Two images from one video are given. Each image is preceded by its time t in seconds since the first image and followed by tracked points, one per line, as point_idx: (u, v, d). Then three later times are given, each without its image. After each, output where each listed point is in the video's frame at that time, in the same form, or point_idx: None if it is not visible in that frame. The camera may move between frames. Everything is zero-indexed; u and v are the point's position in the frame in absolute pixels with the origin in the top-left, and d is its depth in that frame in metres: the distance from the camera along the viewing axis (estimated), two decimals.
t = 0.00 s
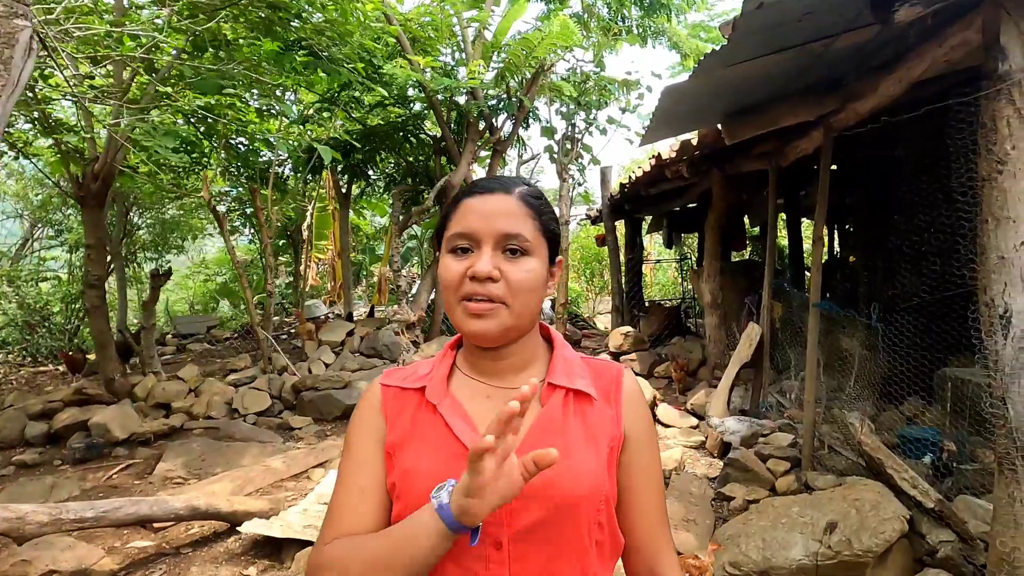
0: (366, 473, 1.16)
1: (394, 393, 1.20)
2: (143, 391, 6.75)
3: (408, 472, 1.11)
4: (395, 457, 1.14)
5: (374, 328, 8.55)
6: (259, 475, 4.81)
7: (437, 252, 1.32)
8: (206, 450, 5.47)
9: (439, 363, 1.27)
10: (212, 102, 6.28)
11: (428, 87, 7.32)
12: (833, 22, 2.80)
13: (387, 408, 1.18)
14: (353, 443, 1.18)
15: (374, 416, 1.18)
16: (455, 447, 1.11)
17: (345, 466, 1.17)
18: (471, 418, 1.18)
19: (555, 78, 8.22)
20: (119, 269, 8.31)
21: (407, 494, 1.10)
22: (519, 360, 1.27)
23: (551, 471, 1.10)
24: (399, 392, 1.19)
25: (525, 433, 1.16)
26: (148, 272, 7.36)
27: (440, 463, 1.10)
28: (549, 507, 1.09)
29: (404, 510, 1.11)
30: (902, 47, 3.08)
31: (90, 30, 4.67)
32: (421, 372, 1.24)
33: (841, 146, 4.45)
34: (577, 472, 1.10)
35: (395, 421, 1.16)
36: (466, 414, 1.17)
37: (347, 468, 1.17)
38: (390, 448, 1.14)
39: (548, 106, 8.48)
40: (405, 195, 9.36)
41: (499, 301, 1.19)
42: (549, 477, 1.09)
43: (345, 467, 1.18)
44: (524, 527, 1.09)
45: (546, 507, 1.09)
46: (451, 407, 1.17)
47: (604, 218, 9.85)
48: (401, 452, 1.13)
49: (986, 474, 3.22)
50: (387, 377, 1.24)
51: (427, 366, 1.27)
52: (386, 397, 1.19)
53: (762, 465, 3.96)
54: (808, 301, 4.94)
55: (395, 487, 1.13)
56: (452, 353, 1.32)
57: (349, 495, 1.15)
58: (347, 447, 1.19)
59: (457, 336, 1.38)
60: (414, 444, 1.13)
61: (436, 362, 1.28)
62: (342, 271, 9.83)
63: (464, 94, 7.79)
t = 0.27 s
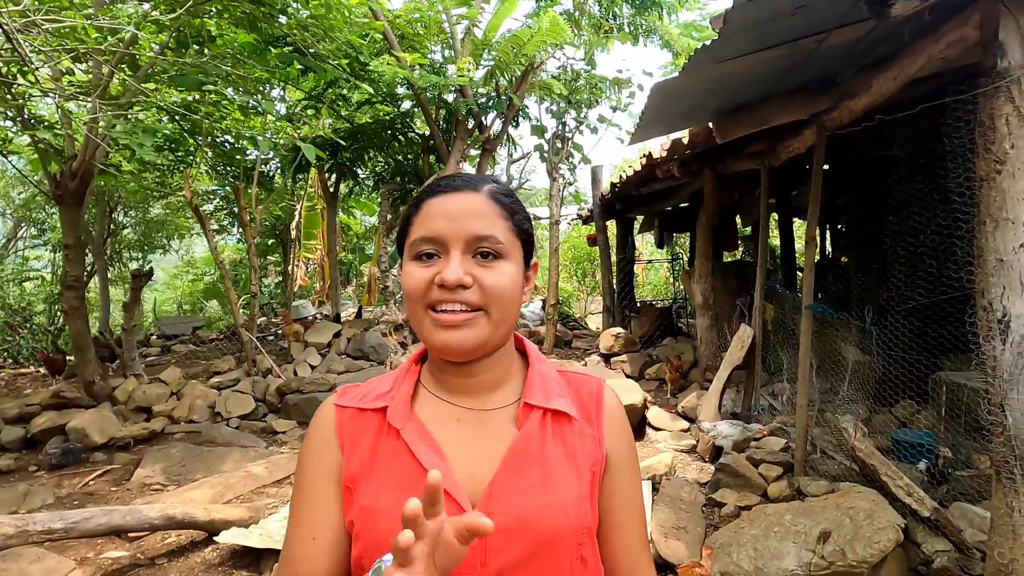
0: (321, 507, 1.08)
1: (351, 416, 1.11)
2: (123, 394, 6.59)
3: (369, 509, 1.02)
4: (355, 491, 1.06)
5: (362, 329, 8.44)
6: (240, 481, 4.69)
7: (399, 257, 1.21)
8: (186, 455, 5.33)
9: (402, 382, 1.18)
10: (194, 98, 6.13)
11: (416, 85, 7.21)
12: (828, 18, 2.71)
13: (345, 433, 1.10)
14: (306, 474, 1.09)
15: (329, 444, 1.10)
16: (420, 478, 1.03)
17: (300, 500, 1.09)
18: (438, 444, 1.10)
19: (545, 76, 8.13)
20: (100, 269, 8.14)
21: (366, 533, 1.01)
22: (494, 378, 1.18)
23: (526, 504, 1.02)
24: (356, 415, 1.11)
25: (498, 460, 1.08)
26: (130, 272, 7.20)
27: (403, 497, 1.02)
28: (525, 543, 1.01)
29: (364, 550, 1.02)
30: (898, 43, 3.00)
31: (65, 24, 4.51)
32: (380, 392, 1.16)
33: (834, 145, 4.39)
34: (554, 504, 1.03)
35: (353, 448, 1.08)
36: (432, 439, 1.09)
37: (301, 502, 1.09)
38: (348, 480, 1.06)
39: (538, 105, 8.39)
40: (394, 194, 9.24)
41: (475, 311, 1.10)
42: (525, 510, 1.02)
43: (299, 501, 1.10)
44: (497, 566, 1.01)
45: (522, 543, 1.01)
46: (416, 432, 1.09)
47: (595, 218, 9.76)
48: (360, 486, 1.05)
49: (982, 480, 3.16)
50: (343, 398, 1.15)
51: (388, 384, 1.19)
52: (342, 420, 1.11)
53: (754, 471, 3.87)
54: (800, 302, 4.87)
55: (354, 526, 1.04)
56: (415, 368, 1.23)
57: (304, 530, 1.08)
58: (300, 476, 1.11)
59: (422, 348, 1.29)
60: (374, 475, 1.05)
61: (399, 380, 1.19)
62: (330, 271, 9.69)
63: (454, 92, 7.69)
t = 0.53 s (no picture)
0: (300, 509, 1.04)
1: (327, 415, 1.06)
2: (115, 393, 6.52)
3: (345, 515, 0.97)
4: (330, 496, 1.00)
5: (357, 328, 8.38)
6: (231, 482, 4.62)
7: (380, 248, 1.15)
8: (178, 455, 5.27)
9: (382, 379, 1.13)
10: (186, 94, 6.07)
11: (412, 82, 7.14)
12: (828, 10, 2.66)
13: (320, 434, 1.05)
14: (282, 477, 1.05)
15: (303, 445, 1.05)
16: (401, 481, 0.98)
17: (276, 504, 1.05)
18: (421, 445, 1.05)
19: (542, 73, 8.08)
20: (93, 267, 8.05)
21: (345, 540, 0.97)
22: (482, 375, 1.13)
23: (514, 509, 0.97)
24: (333, 414, 1.06)
25: (485, 462, 1.03)
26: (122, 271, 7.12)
27: (382, 501, 0.97)
28: (514, 550, 0.96)
29: (343, 557, 0.98)
30: (898, 37, 2.96)
31: (54, 17, 4.43)
32: (358, 390, 1.11)
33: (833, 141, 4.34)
34: (544, 508, 0.98)
35: (329, 450, 1.03)
36: (414, 439, 1.04)
37: (280, 504, 1.05)
38: (323, 483, 1.01)
39: (534, 102, 8.34)
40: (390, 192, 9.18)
41: (461, 304, 1.05)
42: (513, 515, 0.97)
43: (276, 505, 1.06)
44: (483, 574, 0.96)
45: (510, 549, 0.96)
46: (396, 431, 1.04)
47: (592, 216, 9.71)
48: (336, 490, 1.00)
49: (985, 482, 3.15)
50: (319, 396, 1.10)
51: (368, 381, 1.14)
52: (317, 420, 1.06)
53: (753, 471, 3.82)
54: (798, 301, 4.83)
55: (330, 531, 1.00)
56: (396, 364, 1.18)
57: (284, 535, 1.05)
58: (275, 479, 1.06)
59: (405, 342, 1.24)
60: (351, 478, 1.00)
61: (379, 376, 1.14)
62: (325, 270, 9.62)
63: (449, 89, 7.56)
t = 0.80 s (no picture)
0: (293, 507, 1.04)
1: (321, 414, 1.06)
2: (113, 394, 6.50)
3: (333, 515, 0.96)
4: (319, 495, 1.00)
5: (356, 329, 8.37)
6: (229, 483, 4.61)
7: (379, 247, 1.14)
8: (176, 456, 5.25)
9: (378, 378, 1.13)
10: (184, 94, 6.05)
11: (411, 82, 7.13)
12: (827, 8, 2.64)
13: (313, 433, 1.05)
14: (275, 475, 1.05)
15: (296, 443, 1.05)
16: (391, 482, 0.98)
17: (268, 501, 1.06)
18: (414, 446, 1.04)
19: (541, 73, 8.07)
20: (91, 268, 8.03)
21: (333, 540, 0.96)
22: (479, 378, 1.11)
23: (504, 513, 0.96)
24: (326, 413, 1.06)
25: (478, 465, 1.02)
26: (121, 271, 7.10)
27: (371, 503, 0.96)
28: (503, 555, 0.95)
29: (332, 557, 0.97)
30: (898, 36, 2.95)
31: (51, 16, 4.41)
32: (353, 389, 1.10)
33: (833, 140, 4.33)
34: (535, 513, 0.96)
35: (321, 449, 1.03)
36: (406, 441, 1.04)
37: (274, 501, 1.06)
38: (314, 483, 1.01)
39: (533, 103, 8.33)
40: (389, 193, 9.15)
41: (458, 306, 1.04)
42: (502, 519, 0.95)
43: (270, 503, 1.06)
44: None
45: (499, 554, 0.95)
46: (388, 432, 1.04)
47: (592, 217, 9.70)
48: (325, 489, 0.99)
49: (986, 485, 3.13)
50: (314, 394, 1.10)
51: (364, 380, 1.13)
52: (310, 418, 1.06)
53: (752, 472, 3.81)
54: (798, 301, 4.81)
55: (319, 530, 1.00)
56: (393, 363, 1.17)
57: (277, 534, 1.05)
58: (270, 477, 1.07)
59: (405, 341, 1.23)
60: (341, 479, 0.99)
61: (375, 376, 1.14)
62: (324, 271, 9.61)
63: (448, 89, 7.53)
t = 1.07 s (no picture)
0: (292, 509, 1.03)
1: (319, 413, 1.05)
2: (110, 394, 6.48)
3: (337, 518, 0.96)
4: (321, 496, 0.99)
5: (353, 328, 8.36)
6: (227, 482, 4.60)
7: (382, 241, 1.13)
8: (173, 456, 5.24)
9: (377, 376, 1.12)
10: (182, 93, 6.04)
11: (408, 81, 7.13)
12: (825, 7, 2.64)
13: (312, 433, 1.03)
14: (273, 476, 1.04)
15: (294, 443, 1.03)
16: (395, 483, 0.97)
17: (265, 502, 1.05)
18: (415, 446, 1.04)
19: (539, 73, 8.07)
20: (88, 267, 8.01)
21: (336, 542, 0.95)
22: (481, 375, 1.11)
23: (510, 514, 0.96)
24: (325, 412, 1.05)
25: (481, 464, 1.02)
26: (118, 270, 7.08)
27: (375, 504, 0.96)
28: (509, 555, 0.95)
29: (335, 560, 0.97)
30: (895, 35, 2.95)
31: (47, 14, 4.39)
32: (352, 387, 1.09)
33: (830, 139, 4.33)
34: (539, 513, 0.96)
35: (321, 450, 1.01)
36: (408, 441, 1.03)
37: (272, 502, 1.04)
38: (315, 484, 1.00)
39: (531, 102, 8.33)
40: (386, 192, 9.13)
41: (468, 302, 1.04)
42: (508, 519, 0.95)
43: (268, 505, 1.05)
44: None
45: (505, 553, 0.95)
46: (390, 432, 1.03)
47: (590, 216, 9.71)
48: (327, 492, 0.98)
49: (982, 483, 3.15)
50: (312, 393, 1.08)
51: (362, 377, 1.12)
52: (308, 418, 1.05)
53: (750, 470, 3.82)
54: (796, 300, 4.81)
55: (320, 532, 0.99)
56: (392, 360, 1.17)
57: (275, 536, 1.05)
58: (266, 478, 1.05)
59: (402, 338, 1.22)
60: (344, 480, 0.98)
61: (374, 374, 1.13)
62: (322, 270, 9.60)
63: (445, 88, 7.51)
